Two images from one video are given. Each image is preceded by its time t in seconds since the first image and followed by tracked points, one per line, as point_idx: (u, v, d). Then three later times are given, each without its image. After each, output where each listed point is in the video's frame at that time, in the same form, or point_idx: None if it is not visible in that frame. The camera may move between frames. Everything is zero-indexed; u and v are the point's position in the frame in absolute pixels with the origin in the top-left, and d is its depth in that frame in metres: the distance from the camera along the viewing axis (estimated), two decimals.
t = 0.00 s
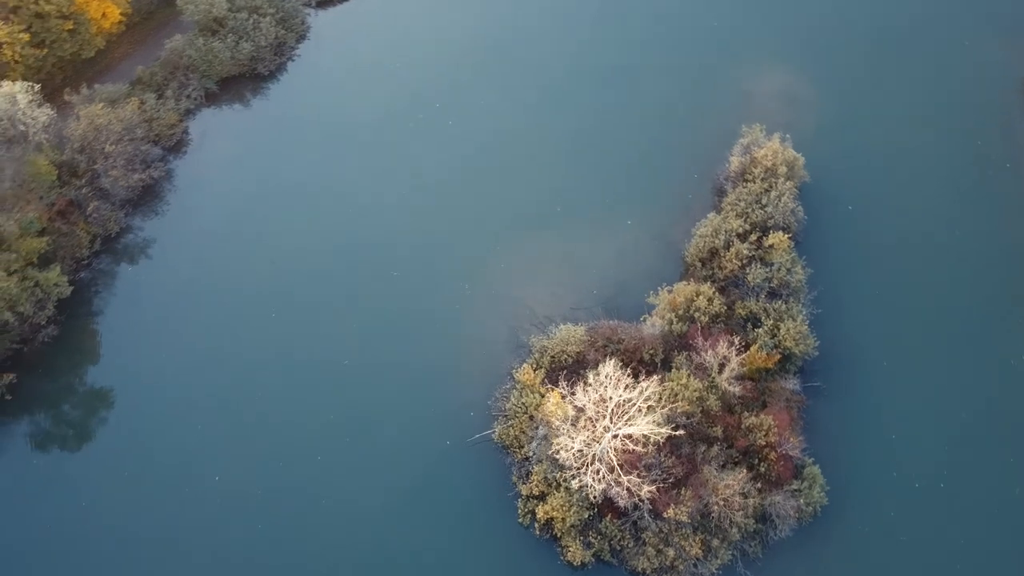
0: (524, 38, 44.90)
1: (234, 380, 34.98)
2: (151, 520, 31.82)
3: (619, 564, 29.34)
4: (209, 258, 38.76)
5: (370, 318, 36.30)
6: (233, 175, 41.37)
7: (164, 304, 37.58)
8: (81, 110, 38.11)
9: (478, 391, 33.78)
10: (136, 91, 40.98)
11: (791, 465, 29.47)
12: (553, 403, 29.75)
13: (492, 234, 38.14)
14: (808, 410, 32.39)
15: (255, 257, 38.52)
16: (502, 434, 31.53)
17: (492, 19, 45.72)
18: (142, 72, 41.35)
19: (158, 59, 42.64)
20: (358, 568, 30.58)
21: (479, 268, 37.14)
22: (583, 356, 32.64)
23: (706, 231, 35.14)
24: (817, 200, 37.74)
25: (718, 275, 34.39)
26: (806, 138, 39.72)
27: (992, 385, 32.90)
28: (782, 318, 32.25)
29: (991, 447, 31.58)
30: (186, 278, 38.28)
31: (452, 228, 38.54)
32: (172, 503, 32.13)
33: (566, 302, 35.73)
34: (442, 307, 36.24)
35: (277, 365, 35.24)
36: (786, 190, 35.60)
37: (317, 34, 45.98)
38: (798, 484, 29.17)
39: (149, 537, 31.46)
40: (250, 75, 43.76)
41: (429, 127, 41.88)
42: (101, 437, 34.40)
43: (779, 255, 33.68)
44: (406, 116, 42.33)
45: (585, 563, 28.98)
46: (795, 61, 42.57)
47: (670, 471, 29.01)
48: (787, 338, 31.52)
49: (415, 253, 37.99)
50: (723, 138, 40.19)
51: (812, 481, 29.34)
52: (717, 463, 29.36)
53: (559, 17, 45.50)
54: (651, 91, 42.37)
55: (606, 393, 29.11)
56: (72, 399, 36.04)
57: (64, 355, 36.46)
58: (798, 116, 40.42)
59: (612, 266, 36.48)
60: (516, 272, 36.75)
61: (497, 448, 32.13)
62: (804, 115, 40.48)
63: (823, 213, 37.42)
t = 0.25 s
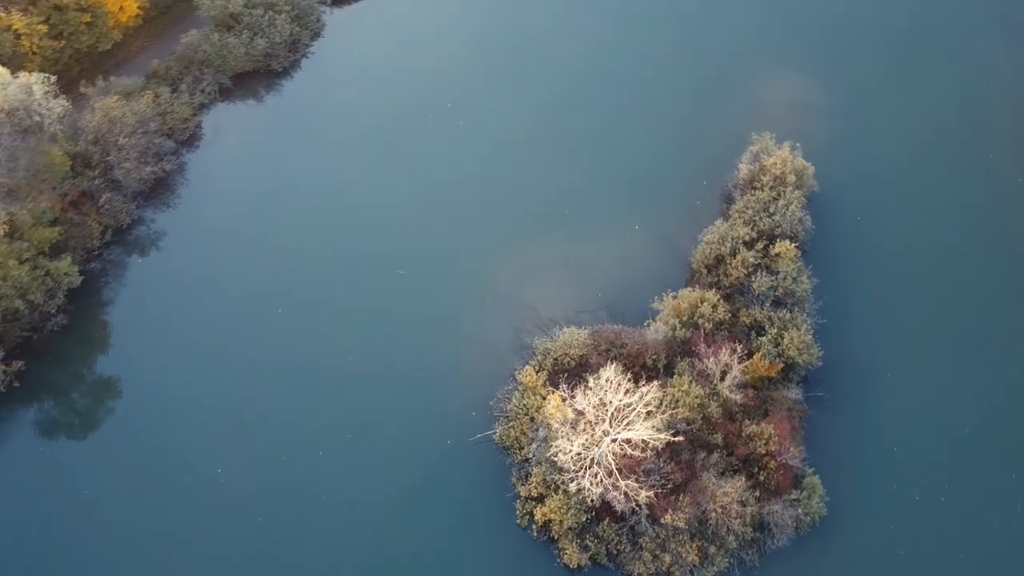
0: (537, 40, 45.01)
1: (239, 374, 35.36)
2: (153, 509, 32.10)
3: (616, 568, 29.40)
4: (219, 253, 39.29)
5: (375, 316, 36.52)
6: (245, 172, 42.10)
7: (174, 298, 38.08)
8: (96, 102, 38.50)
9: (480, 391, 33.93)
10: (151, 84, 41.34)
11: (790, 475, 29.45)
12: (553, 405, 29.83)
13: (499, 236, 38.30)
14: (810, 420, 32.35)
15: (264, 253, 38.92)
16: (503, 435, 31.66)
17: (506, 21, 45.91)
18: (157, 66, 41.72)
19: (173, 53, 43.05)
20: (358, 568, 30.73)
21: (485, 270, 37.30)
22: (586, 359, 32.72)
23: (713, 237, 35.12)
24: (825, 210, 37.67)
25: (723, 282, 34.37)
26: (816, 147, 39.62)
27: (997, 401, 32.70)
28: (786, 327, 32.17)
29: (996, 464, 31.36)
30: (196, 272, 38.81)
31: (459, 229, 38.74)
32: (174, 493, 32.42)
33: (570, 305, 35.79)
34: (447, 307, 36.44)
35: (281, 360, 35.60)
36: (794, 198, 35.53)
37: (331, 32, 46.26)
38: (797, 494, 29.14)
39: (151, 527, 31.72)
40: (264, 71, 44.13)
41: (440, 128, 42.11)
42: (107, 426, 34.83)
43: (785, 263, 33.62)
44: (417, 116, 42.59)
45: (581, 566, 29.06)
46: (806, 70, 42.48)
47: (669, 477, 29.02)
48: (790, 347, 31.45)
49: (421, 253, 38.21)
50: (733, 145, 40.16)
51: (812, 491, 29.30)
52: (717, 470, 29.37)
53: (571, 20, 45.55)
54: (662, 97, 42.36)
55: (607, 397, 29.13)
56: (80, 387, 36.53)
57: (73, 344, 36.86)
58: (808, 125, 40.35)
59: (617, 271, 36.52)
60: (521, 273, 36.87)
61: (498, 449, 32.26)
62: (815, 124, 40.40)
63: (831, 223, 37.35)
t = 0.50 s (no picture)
0: (548, 47, 45.20)
1: (244, 373, 35.63)
2: (154, 506, 32.28)
3: None
4: (228, 254, 39.62)
5: (380, 318, 36.75)
6: (256, 173, 42.51)
7: (182, 296, 38.42)
8: (109, 100, 38.90)
9: (482, 397, 34.03)
10: (164, 84, 41.75)
11: (790, 488, 29.41)
12: (553, 412, 29.87)
13: (504, 242, 38.42)
14: (812, 433, 32.25)
15: (272, 254, 39.25)
16: (503, 441, 31.73)
17: (517, 29, 46.16)
18: (171, 66, 42.14)
19: (187, 53, 43.50)
20: (359, 569, 30.79)
21: (490, 275, 37.43)
22: (588, 367, 32.78)
23: (718, 248, 35.13)
24: (831, 222, 37.60)
25: (728, 293, 34.35)
26: (824, 159, 39.53)
27: (1003, 414, 32.45)
28: (790, 339, 32.11)
29: (1000, 479, 31.11)
30: (205, 272, 39.17)
31: (465, 234, 38.94)
32: (177, 491, 32.62)
33: (574, 312, 35.81)
34: (451, 312, 36.58)
35: (286, 360, 35.84)
36: (801, 211, 35.48)
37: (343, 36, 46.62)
38: (797, 507, 29.07)
39: (152, 522, 31.90)
40: (277, 73, 44.48)
41: (449, 133, 42.32)
42: (112, 422, 35.18)
43: (790, 276, 33.56)
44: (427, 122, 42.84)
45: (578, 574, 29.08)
46: (815, 81, 42.52)
47: (667, 487, 29.00)
48: (793, 360, 31.37)
49: (427, 257, 38.40)
50: (741, 156, 40.12)
51: (811, 505, 29.23)
52: (716, 482, 29.33)
53: (583, 29, 45.74)
54: (671, 106, 42.41)
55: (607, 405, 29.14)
56: (87, 382, 36.88)
57: (80, 340, 37.23)
58: (817, 137, 40.26)
59: (622, 279, 36.52)
60: (526, 280, 36.95)
61: (498, 454, 32.27)
62: (823, 135, 40.33)
63: (837, 236, 37.26)
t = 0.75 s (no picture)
0: (559, 64, 45.79)
1: (247, 376, 35.80)
2: (156, 506, 32.39)
3: None
4: (238, 258, 40.01)
5: (384, 322, 36.91)
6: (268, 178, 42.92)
7: (191, 299, 38.81)
8: (125, 103, 39.36)
9: (482, 406, 33.88)
10: (179, 88, 42.25)
11: (790, 508, 29.29)
12: (553, 424, 29.80)
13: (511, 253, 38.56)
14: (814, 453, 32.12)
15: (281, 259, 39.55)
16: (503, 451, 31.71)
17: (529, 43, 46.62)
18: (187, 71, 42.70)
19: (203, 58, 44.05)
20: (355, 566, 30.75)
21: (496, 285, 37.53)
22: (590, 380, 32.79)
23: (724, 265, 35.13)
24: (839, 242, 37.59)
25: (732, 310, 34.30)
26: (833, 178, 39.55)
27: (1007, 438, 32.26)
28: (793, 357, 32.01)
29: (1004, 501, 30.88)
30: (214, 275, 39.54)
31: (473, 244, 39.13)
32: (178, 491, 32.68)
33: (578, 325, 35.82)
34: (455, 319, 36.65)
35: (289, 363, 35.97)
36: (808, 229, 35.44)
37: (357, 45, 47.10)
38: (796, 527, 28.91)
39: (153, 521, 32.00)
40: (291, 80, 44.92)
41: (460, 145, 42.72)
42: (118, 421, 35.50)
43: (795, 294, 33.50)
44: (439, 133, 43.30)
45: None
46: (825, 99, 42.62)
47: (666, 503, 28.92)
48: (796, 379, 31.26)
49: (434, 266, 38.59)
50: (749, 172, 40.13)
51: (811, 525, 29.05)
52: (715, 499, 29.24)
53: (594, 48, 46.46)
54: (680, 121, 42.56)
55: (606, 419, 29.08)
56: (94, 381, 37.26)
57: (89, 339, 37.60)
58: (826, 155, 40.23)
59: (627, 293, 36.56)
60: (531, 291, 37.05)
61: (498, 465, 32.18)
62: (832, 154, 40.30)
63: (844, 256, 37.24)
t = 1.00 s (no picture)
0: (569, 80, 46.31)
1: (252, 378, 36.06)
2: (157, 507, 32.54)
3: None
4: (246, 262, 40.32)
5: (388, 329, 37.10)
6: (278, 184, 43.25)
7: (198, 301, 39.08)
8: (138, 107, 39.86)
9: (484, 414, 33.90)
10: (193, 93, 42.72)
11: (789, 525, 29.12)
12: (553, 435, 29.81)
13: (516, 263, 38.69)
14: (816, 470, 31.96)
15: (288, 264, 39.91)
16: (503, 461, 31.74)
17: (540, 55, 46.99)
18: (200, 76, 43.21)
19: (217, 63, 44.56)
20: (358, 567, 30.87)
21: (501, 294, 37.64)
22: (591, 392, 32.82)
23: (729, 279, 35.15)
24: (845, 259, 37.55)
25: (736, 325, 34.27)
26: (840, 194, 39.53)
27: (1009, 448, 32.25)
28: (796, 374, 31.93)
29: (1006, 515, 30.72)
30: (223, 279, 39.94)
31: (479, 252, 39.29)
32: (180, 492, 32.85)
33: (582, 336, 35.74)
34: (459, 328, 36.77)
35: (294, 367, 36.25)
36: (814, 246, 35.41)
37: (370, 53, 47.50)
38: (795, 544, 28.70)
39: (154, 523, 32.13)
40: (303, 86, 45.29)
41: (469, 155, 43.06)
42: (123, 421, 35.75)
43: (800, 311, 33.45)
44: (449, 143, 43.70)
45: None
46: (832, 114, 42.74)
47: (665, 517, 28.87)
48: (798, 396, 31.19)
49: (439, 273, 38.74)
50: (757, 187, 40.17)
51: (810, 542, 28.84)
52: (714, 514, 29.17)
53: (604, 65, 47.06)
54: (688, 135, 42.69)
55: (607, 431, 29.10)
56: (101, 381, 37.55)
57: (96, 339, 37.92)
58: (834, 172, 40.26)
59: (631, 305, 36.54)
60: (536, 301, 37.12)
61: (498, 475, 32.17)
62: (840, 170, 40.32)
63: (849, 273, 37.18)
